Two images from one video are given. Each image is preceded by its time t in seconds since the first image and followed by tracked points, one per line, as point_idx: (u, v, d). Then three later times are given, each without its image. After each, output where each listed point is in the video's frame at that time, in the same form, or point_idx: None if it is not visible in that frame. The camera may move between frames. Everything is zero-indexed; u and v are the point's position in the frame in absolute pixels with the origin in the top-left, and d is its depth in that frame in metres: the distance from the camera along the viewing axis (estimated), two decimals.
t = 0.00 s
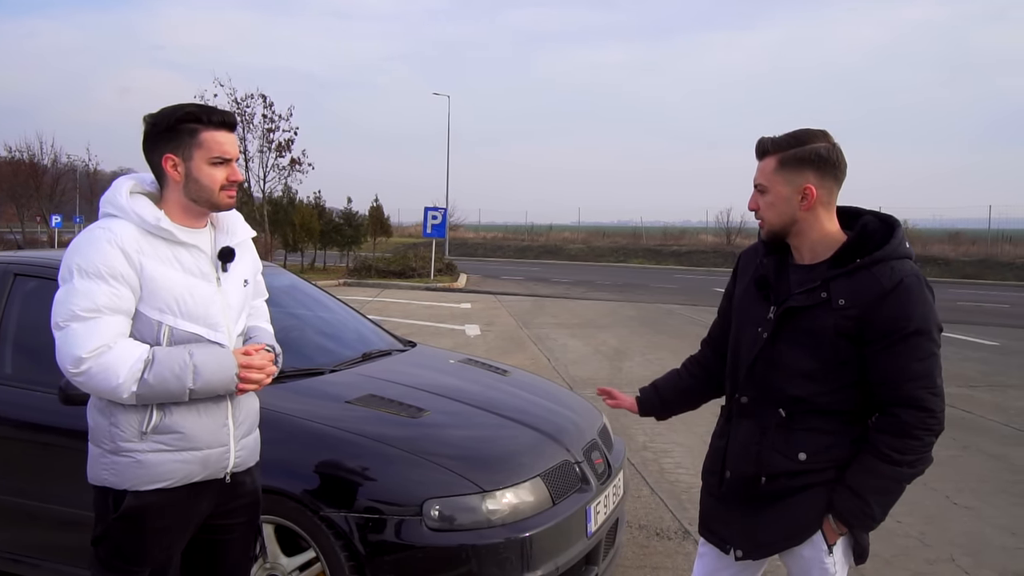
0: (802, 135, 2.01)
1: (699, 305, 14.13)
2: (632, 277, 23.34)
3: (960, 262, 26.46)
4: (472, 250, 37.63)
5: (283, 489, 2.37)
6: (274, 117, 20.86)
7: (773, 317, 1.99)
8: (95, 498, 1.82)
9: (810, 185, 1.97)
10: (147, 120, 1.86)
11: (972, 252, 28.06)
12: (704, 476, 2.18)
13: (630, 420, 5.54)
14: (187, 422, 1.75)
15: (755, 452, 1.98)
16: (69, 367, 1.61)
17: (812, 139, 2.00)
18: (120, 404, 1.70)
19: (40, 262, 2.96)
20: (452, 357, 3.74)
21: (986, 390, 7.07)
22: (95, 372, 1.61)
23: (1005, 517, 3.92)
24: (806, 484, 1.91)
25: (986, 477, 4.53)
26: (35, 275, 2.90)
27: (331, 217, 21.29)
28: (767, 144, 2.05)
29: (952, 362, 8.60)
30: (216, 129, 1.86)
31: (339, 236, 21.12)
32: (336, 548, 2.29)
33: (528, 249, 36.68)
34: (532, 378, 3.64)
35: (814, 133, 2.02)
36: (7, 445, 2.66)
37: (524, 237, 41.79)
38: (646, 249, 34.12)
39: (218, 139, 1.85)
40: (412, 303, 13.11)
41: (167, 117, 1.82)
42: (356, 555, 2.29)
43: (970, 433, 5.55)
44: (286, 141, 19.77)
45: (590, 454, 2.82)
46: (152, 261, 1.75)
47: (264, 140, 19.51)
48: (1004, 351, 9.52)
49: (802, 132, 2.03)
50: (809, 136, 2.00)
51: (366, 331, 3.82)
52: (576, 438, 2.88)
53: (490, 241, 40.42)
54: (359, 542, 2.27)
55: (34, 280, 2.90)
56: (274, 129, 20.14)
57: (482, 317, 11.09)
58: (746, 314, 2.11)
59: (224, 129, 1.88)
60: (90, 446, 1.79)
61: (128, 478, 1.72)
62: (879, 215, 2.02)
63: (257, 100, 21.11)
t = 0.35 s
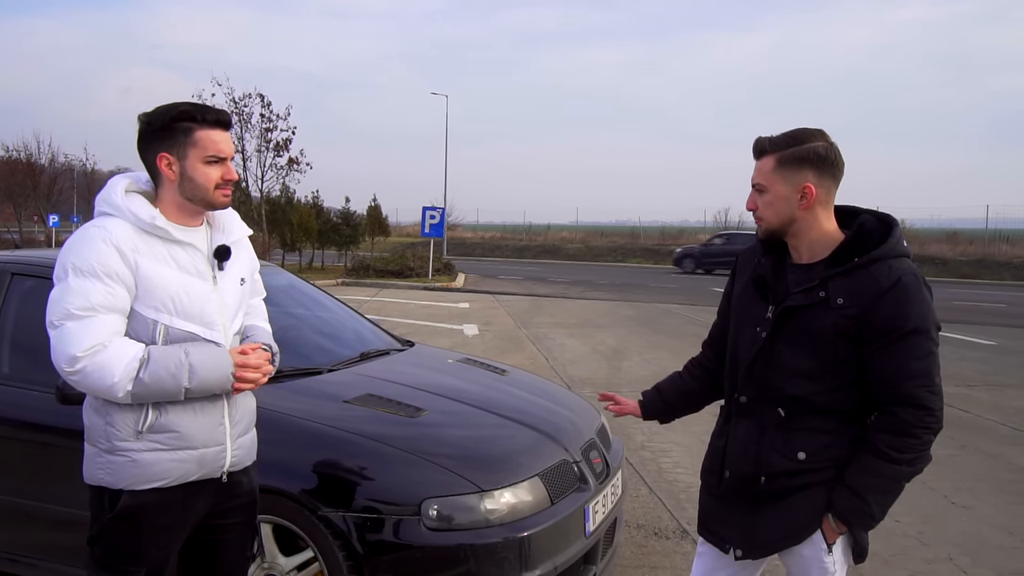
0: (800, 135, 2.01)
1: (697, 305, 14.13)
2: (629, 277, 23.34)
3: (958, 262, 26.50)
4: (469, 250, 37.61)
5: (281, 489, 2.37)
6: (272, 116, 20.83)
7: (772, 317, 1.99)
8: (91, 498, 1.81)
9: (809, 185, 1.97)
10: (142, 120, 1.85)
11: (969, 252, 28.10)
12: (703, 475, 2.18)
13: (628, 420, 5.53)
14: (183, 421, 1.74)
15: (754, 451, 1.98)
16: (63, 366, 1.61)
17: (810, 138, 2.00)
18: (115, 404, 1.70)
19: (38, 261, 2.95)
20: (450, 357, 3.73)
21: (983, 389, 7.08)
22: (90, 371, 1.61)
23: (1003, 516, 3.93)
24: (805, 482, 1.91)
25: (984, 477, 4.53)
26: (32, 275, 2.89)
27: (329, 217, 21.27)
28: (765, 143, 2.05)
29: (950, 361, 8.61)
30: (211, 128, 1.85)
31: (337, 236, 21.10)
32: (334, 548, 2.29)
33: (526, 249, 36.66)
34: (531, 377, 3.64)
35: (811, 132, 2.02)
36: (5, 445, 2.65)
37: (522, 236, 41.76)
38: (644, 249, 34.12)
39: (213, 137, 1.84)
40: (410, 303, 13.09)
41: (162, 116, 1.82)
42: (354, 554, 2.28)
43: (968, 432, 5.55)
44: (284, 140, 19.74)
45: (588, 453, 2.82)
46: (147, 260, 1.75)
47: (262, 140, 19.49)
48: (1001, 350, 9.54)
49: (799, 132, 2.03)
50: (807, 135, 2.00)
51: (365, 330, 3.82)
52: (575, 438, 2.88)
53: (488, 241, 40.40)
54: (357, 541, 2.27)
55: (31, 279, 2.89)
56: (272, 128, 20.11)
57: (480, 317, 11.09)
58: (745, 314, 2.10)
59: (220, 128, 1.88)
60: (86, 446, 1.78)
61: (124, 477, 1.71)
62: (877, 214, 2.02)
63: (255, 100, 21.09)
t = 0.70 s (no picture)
0: (800, 134, 2.01)
1: (695, 305, 14.13)
2: (628, 277, 23.34)
3: (956, 262, 26.53)
4: (468, 250, 37.60)
5: (280, 489, 2.36)
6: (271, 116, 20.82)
7: (771, 317, 1.99)
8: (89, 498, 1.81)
9: (809, 184, 1.97)
10: (140, 119, 1.84)
11: (968, 252, 28.13)
12: (702, 474, 2.18)
13: (627, 420, 5.53)
14: (182, 420, 1.74)
15: (753, 451, 1.98)
16: (62, 367, 1.60)
17: (809, 138, 2.00)
18: (114, 403, 1.69)
19: (36, 261, 2.95)
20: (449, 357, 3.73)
21: (981, 389, 7.09)
22: (88, 371, 1.60)
23: (1001, 515, 3.93)
24: (804, 481, 1.91)
25: (982, 476, 4.54)
26: (30, 275, 2.89)
27: (327, 217, 21.26)
28: (764, 143, 2.05)
29: (948, 361, 8.61)
30: (209, 128, 1.85)
31: (336, 236, 21.09)
32: (333, 548, 2.29)
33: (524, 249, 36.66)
34: (530, 377, 3.64)
35: (810, 131, 2.02)
36: (2, 445, 2.64)
37: (521, 236, 41.75)
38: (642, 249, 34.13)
39: (211, 137, 1.84)
40: (409, 303, 13.08)
41: (160, 115, 1.81)
42: (352, 555, 2.28)
43: (966, 432, 5.56)
44: (283, 140, 19.73)
45: (587, 453, 2.82)
46: (145, 260, 1.75)
47: (261, 140, 19.47)
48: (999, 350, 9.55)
49: (798, 131, 2.03)
50: (806, 135, 2.00)
51: (363, 330, 3.81)
52: (573, 438, 2.87)
53: (486, 241, 40.39)
54: (356, 541, 2.27)
55: (30, 279, 2.88)
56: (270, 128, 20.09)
57: (479, 317, 11.08)
58: (745, 314, 2.10)
59: (217, 127, 1.88)
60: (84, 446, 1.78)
61: (123, 477, 1.71)
62: (877, 214, 2.02)
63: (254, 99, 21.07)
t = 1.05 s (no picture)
0: (801, 135, 2.01)
1: (693, 305, 14.14)
2: (626, 277, 23.35)
3: (953, 262, 26.58)
4: (466, 250, 37.58)
5: (278, 489, 2.36)
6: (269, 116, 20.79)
7: (771, 317, 1.99)
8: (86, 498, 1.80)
9: (813, 185, 1.97)
10: (136, 119, 1.84)
11: (965, 252, 28.18)
12: (701, 474, 2.18)
13: (625, 420, 5.53)
14: (180, 421, 1.74)
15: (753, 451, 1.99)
16: (59, 367, 1.60)
17: (810, 139, 2.00)
18: (112, 404, 1.69)
19: (33, 261, 2.94)
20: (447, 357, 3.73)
21: (979, 389, 7.10)
22: (86, 371, 1.60)
23: (998, 515, 3.94)
24: (804, 481, 1.91)
25: (980, 476, 4.55)
26: (27, 275, 2.88)
27: (325, 217, 21.24)
28: (766, 144, 2.04)
29: (946, 361, 8.63)
30: (206, 127, 1.85)
31: (334, 236, 21.08)
32: (332, 548, 2.29)
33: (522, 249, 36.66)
34: (528, 377, 3.64)
35: (810, 132, 2.02)
36: None
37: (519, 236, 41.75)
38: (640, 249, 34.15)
39: (207, 136, 1.84)
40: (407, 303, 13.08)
41: (157, 115, 1.81)
42: (351, 555, 2.28)
43: (964, 432, 5.57)
44: (281, 140, 19.70)
45: (585, 453, 2.82)
46: (143, 260, 1.74)
47: (259, 139, 19.46)
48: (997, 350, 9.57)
49: (798, 132, 2.04)
50: (807, 136, 2.01)
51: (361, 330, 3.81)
52: (572, 438, 2.88)
53: (485, 241, 40.39)
54: (355, 542, 2.27)
55: (27, 279, 2.88)
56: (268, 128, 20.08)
57: (477, 317, 11.08)
58: (744, 314, 2.11)
59: (214, 127, 1.88)
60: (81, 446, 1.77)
61: (121, 477, 1.71)
62: (876, 214, 2.03)
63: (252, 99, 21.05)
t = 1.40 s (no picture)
0: (803, 134, 2.01)
1: (691, 305, 14.16)
2: (623, 277, 23.36)
3: (950, 262, 26.63)
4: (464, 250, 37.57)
5: (275, 489, 2.36)
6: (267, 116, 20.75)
7: (769, 317, 2.00)
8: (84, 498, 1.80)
9: (815, 185, 1.98)
10: (135, 118, 1.83)
11: (962, 252, 28.24)
12: (699, 474, 2.18)
13: (622, 420, 5.54)
14: (178, 421, 1.74)
15: (751, 450, 1.99)
16: (57, 368, 1.60)
17: (811, 138, 2.01)
18: (109, 404, 1.69)
19: (29, 261, 2.93)
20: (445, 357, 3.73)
21: (976, 388, 7.12)
22: (83, 371, 1.60)
23: (995, 515, 3.95)
24: (802, 480, 1.91)
25: (977, 476, 4.56)
26: (24, 275, 2.88)
27: (323, 217, 21.22)
28: (768, 143, 2.04)
29: (943, 361, 8.64)
30: (204, 128, 1.85)
31: (331, 236, 21.06)
32: (330, 549, 2.29)
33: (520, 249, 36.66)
34: (525, 377, 3.64)
35: (811, 132, 2.03)
36: None
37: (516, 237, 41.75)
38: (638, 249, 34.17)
39: (205, 137, 1.84)
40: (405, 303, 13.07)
41: (156, 115, 1.81)
42: (349, 555, 2.28)
43: (961, 432, 5.58)
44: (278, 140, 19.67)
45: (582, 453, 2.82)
46: (140, 260, 1.74)
47: (256, 139, 19.42)
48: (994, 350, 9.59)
49: (800, 131, 2.04)
50: (809, 135, 2.01)
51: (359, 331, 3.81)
52: (569, 438, 2.88)
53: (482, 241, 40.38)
54: (352, 542, 2.27)
55: (24, 279, 2.87)
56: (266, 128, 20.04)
57: (475, 317, 11.07)
58: (741, 314, 2.11)
59: (212, 128, 1.88)
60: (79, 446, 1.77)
61: (119, 477, 1.70)
62: (873, 214, 2.04)
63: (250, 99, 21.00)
